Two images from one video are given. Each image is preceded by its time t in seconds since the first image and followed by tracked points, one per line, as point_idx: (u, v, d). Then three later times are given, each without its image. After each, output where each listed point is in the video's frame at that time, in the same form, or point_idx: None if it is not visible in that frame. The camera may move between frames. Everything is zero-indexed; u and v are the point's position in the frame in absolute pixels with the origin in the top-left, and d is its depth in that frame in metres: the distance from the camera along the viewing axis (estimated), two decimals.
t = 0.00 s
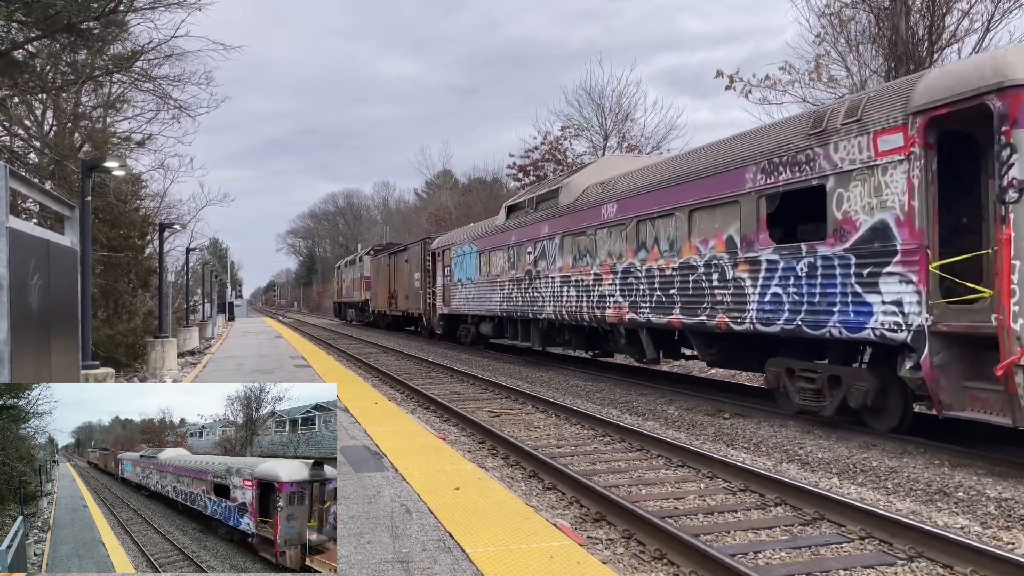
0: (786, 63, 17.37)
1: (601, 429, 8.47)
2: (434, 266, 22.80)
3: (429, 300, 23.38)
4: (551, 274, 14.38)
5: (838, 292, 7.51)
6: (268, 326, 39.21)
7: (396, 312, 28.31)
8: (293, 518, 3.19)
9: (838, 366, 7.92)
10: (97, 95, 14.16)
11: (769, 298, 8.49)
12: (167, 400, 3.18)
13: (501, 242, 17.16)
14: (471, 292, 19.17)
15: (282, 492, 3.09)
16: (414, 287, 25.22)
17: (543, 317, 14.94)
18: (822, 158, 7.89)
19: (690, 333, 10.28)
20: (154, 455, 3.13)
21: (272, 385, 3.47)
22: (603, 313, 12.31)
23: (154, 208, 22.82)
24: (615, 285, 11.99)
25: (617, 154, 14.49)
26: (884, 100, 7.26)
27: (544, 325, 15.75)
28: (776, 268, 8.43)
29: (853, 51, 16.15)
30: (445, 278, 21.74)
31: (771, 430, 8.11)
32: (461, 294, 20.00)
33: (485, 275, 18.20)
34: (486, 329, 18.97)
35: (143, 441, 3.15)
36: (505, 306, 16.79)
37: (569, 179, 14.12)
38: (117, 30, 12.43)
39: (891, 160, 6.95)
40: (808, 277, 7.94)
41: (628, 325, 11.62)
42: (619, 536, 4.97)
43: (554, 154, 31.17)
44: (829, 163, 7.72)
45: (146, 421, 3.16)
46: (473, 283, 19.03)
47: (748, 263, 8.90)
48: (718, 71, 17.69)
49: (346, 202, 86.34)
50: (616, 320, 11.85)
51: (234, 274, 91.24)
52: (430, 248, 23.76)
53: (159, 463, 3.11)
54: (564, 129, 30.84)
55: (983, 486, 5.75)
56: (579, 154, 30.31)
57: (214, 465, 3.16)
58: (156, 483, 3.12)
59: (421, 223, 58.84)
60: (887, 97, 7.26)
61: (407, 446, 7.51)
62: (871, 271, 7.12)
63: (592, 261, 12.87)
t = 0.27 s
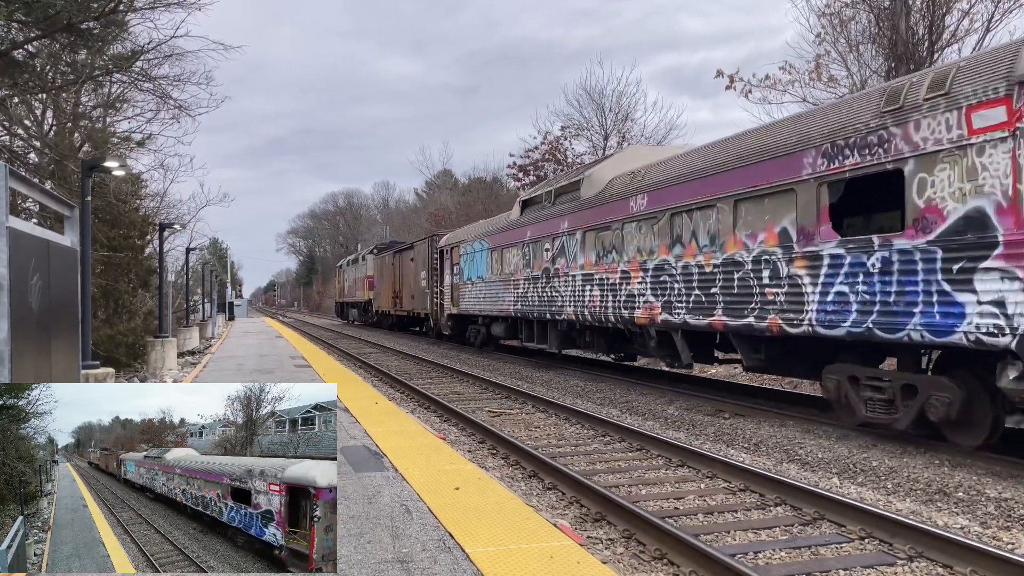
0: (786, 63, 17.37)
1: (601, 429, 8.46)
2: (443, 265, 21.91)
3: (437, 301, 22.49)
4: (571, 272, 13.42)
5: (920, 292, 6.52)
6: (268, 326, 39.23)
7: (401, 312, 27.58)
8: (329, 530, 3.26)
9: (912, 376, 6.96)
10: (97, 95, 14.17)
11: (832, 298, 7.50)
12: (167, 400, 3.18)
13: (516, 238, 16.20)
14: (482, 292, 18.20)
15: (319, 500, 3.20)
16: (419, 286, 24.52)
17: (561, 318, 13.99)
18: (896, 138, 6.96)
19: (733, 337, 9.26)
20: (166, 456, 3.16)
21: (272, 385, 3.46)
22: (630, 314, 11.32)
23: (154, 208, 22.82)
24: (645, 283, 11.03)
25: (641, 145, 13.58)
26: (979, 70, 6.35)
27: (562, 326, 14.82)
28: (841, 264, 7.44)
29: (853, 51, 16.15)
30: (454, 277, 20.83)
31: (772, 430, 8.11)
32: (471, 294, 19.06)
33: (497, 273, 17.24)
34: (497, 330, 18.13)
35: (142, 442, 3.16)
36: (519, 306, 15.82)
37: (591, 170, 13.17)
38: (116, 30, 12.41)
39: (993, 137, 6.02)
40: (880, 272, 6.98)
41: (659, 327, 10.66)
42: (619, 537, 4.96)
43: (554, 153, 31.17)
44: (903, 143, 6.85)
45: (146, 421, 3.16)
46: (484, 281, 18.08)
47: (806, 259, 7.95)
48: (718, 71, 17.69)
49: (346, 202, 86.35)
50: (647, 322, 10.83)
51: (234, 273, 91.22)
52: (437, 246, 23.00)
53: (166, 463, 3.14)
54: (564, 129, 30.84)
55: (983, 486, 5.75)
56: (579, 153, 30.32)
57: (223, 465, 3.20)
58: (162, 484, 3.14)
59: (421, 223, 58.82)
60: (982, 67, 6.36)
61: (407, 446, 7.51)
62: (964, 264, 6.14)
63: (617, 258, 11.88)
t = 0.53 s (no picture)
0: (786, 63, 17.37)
1: (601, 429, 8.47)
2: (452, 264, 21.04)
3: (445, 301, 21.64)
4: (595, 269, 12.47)
5: None
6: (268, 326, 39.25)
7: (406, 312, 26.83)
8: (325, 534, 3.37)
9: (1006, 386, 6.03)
10: (97, 95, 14.18)
11: (911, 298, 6.52)
12: (167, 400, 3.18)
13: (533, 234, 15.23)
14: (494, 292, 17.27)
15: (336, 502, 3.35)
16: (425, 285, 23.79)
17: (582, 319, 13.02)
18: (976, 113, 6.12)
19: (784, 340, 8.33)
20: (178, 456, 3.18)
21: (272, 385, 3.46)
22: (663, 315, 10.38)
23: (154, 208, 22.82)
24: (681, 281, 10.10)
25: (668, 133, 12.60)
26: None
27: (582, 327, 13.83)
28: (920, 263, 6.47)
29: (853, 51, 16.15)
30: (463, 276, 19.97)
31: (771, 430, 8.11)
32: (481, 294, 18.15)
33: (512, 271, 16.29)
34: (509, 331, 17.27)
35: (143, 442, 3.16)
36: (537, 306, 14.83)
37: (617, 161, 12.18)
38: (116, 30, 12.40)
39: None
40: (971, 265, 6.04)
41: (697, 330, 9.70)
42: (618, 536, 4.97)
43: (554, 153, 31.17)
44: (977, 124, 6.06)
45: (146, 421, 3.16)
46: (496, 280, 17.20)
47: (878, 254, 6.95)
48: (718, 71, 17.69)
49: (346, 202, 86.35)
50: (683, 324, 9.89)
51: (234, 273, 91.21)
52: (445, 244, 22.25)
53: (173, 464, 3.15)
54: (564, 129, 30.85)
55: (983, 486, 5.75)
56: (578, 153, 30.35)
57: (227, 465, 3.20)
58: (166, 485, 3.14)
59: (421, 223, 58.82)
60: None
61: (407, 446, 7.51)
62: None
63: (648, 254, 10.93)
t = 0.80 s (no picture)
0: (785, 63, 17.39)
1: (600, 429, 8.48)
2: (461, 263, 20.11)
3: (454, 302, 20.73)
4: (620, 267, 11.40)
5: None
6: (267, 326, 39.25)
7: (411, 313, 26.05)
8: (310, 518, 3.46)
9: None
10: (96, 95, 14.17)
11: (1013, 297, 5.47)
12: (167, 400, 3.17)
13: (550, 229, 14.17)
14: (508, 292, 16.25)
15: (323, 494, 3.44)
16: (431, 285, 23.01)
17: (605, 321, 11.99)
18: None
19: (850, 344, 7.24)
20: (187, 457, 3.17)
21: (272, 385, 3.46)
22: (701, 317, 9.30)
23: (152, 208, 22.80)
24: (720, 278, 9.03)
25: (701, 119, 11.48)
26: None
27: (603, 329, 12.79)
28: (999, 251, 5.60)
29: (851, 51, 16.18)
30: (473, 276, 19.02)
31: (770, 430, 8.12)
32: (493, 295, 17.20)
33: (528, 270, 15.24)
34: (521, 334, 16.38)
35: (143, 442, 3.17)
36: (556, 307, 13.80)
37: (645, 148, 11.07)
38: (115, 30, 12.38)
39: None
40: None
41: (740, 333, 8.66)
42: (617, 537, 4.98)
43: (553, 153, 31.18)
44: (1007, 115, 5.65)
45: (146, 421, 3.16)
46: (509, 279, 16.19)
47: (970, 247, 5.84)
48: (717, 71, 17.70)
49: (344, 202, 86.33)
50: (726, 328, 8.81)
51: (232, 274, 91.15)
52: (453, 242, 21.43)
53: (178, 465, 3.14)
54: (563, 129, 30.85)
55: (981, 486, 5.76)
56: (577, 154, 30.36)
57: (225, 465, 3.19)
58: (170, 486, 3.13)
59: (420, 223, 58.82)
60: None
61: (406, 446, 7.52)
62: None
63: (682, 250, 9.85)
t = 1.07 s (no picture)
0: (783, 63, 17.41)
1: (598, 430, 8.49)
2: (468, 262, 19.28)
3: (462, 302, 19.95)
4: (650, 265, 10.50)
5: None
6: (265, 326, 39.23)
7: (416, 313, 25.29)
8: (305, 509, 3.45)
9: None
10: (93, 95, 14.17)
11: None
12: (167, 400, 3.18)
13: (570, 224, 13.30)
14: (521, 292, 15.41)
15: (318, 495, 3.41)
16: (437, 284, 22.28)
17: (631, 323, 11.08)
18: None
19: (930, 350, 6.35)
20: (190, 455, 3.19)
21: (272, 385, 3.47)
22: (747, 319, 8.41)
23: (150, 208, 22.78)
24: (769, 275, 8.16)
25: (735, 104, 10.64)
26: None
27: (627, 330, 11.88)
28: None
29: (849, 51, 16.20)
30: (482, 275, 18.20)
31: (768, 431, 8.13)
32: (504, 295, 16.37)
33: (544, 268, 14.36)
34: (534, 335, 15.58)
35: (143, 441, 3.17)
36: (575, 307, 12.89)
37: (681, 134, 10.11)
38: (112, 30, 12.36)
39: None
40: None
41: (793, 336, 7.80)
42: (616, 537, 4.98)
43: (551, 154, 31.18)
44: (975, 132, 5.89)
45: (146, 421, 3.17)
46: (523, 279, 15.36)
47: None
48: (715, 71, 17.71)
49: (342, 202, 86.29)
50: (778, 331, 7.91)
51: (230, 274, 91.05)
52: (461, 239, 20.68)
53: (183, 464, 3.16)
54: (561, 130, 30.85)
55: (979, 486, 5.78)
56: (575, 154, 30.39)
57: (224, 465, 3.20)
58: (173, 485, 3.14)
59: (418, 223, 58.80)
60: None
61: (403, 446, 7.53)
62: None
63: (724, 245, 8.97)
